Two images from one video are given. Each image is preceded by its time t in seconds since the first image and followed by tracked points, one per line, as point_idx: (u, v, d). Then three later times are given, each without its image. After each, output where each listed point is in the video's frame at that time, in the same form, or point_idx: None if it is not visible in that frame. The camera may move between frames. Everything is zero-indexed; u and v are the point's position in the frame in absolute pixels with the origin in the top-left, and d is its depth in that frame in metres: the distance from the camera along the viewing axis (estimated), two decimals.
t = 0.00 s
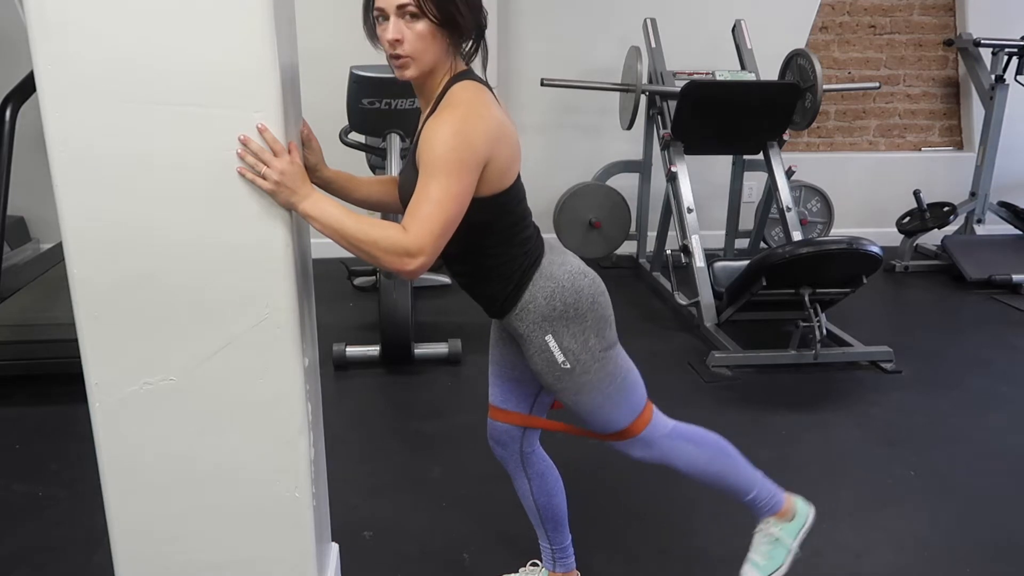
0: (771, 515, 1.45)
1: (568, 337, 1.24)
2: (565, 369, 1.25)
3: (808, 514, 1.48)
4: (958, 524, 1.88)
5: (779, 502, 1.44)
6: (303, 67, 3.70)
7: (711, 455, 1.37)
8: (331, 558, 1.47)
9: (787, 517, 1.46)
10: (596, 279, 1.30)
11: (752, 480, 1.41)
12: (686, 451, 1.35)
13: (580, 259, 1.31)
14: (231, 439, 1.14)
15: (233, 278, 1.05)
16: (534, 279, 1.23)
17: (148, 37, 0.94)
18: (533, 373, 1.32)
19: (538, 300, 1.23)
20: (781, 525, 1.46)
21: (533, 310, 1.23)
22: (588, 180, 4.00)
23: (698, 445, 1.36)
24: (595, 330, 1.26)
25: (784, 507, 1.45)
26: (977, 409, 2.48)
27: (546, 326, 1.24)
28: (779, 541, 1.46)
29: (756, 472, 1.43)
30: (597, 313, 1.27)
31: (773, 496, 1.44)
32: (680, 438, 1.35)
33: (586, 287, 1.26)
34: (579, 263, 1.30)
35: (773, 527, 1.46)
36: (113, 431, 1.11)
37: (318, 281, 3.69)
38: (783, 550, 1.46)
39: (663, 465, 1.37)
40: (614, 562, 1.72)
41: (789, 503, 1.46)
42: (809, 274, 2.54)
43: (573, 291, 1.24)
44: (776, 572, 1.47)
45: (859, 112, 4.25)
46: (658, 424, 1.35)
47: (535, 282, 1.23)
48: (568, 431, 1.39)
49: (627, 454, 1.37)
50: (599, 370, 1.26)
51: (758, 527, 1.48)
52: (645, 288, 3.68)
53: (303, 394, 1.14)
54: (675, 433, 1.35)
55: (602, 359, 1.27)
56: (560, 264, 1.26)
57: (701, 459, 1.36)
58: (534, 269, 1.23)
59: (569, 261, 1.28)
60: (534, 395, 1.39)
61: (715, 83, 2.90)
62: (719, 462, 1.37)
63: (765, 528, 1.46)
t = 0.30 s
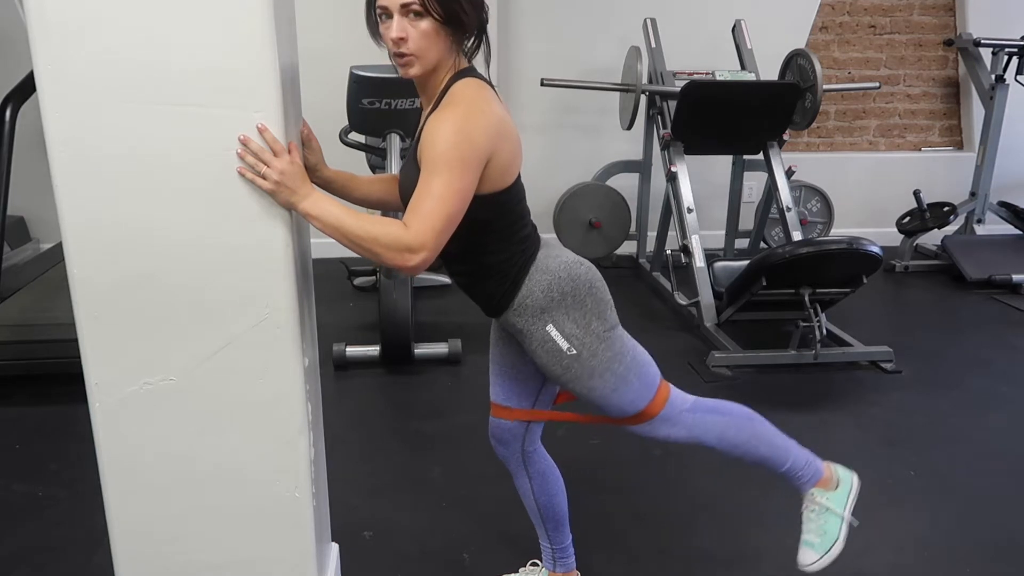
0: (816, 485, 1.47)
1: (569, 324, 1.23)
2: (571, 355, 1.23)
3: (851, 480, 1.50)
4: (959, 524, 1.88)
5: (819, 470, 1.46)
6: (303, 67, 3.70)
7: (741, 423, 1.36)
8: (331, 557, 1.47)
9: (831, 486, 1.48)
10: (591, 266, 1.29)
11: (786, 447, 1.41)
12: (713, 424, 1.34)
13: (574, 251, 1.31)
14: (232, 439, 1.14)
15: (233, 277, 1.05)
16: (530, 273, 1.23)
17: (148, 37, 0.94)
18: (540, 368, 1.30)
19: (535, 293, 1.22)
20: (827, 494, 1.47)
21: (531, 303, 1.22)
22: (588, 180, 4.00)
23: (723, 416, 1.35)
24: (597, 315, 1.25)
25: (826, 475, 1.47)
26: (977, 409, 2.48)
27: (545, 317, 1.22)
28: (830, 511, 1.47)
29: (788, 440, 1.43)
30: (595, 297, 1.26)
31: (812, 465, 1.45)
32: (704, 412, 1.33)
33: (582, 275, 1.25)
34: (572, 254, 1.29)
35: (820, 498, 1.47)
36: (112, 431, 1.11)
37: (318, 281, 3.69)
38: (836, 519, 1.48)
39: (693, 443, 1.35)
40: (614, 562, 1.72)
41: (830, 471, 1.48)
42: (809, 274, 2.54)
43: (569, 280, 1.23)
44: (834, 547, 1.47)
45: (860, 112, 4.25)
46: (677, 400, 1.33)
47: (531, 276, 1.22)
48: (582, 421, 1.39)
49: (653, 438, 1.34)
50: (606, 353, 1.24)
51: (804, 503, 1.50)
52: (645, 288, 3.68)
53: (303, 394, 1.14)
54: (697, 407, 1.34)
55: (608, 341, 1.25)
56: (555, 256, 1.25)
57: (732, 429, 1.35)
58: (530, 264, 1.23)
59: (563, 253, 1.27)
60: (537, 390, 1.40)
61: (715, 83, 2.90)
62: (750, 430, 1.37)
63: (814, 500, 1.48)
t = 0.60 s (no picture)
0: (724, 552, 1.46)
1: (557, 347, 1.25)
2: (548, 378, 1.26)
3: (760, 556, 1.48)
4: (959, 524, 1.88)
5: (734, 540, 1.45)
6: (303, 67, 3.70)
7: (674, 489, 1.37)
8: (331, 558, 1.47)
9: (738, 556, 1.47)
10: (596, 288, 1.30)
11: (710, 517, 1.41)
12: (648, 481, 1.35)
13: (585, 265, 1.31)
14: (231, 439, 1.14)
15: (233, 277, 1.05)
16: (532, 283, 1.23)
17: (148, 37, 0.94)
18: (522, 374, 1.33)
19: (533, 304, 1.23)
20: (730, 562, 1.46)
21: (528, 313, 1.23)
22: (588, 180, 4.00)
23: (663, 476, 1.36)
24: (586, 344, 1.26)
25: (738, 546, 1.46)
26: (977, 409, 2.48)
27: (538, 331, 1.24)
28: None
29: (717, 509, 1.43)
30: (591, 326, 1.27)
31: (730, 534, 1.44)
32: (646, 468, 1.35)
33: (584, 296, 1.26)
34: (582, 270, 1.29)
35: (722, 563, 1.47)
36: (112, 431, 1.11)
37: (318, 281, 3.69)
38: None
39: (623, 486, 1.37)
40: (612, 562, 1.73)
41: (744, 543, 1.47)
42: (809, 274, 2.54)
43: (569, 299, 1.25)
44: None
45: (860, 112, 4.25)
46: (630, 448, 1.35)
47: (533, 285, 1.23)
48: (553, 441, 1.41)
49: (592, 470, 1.38)
50: (582, 386, 1.27)
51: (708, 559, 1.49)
52: (645, 288, 3.68)
53: (303, 394, 1.14)
54: (642, 461, 1.35)
55: (588, 375, 1.27)
56: (561, 269, 1.26)
57: (663, 489, 1.36)
58: (531, 271, 1.23)
59: (572, 267, 1.28)
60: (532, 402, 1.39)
61: (715, 83, 2.90)
62: (679, 497, 1.37)
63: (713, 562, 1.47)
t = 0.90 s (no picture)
0: (701, 558, 1.49)
1: (557, 353, 1.25)
2: (545, 382, 1.27)
3: (737, 563, 1.51)
4: (959, 524, 1.88)
5: (711, 548, 1.48)
6: (303, 67, 3.70)
7: (653, 500, 1.39)
8: (330, 558, 1.47)
9: (715, 563, 1.50)
10: (598, 295, 1.30)
11: (687, 527, 1.44)
12: (629, 492, 1.37)
13: (589, 272, 1.31)
14: (231, 439, 1.14)
15: (233, 278, 1.05)
16: (535, 286, 1.23)
17: (148, 37, 0.94)
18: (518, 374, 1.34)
19: (536, 307, 1.23)
20: (708, 568, 1.50)
21: (530, 317, 1.24)
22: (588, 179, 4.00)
23: (643, 487, 1.38)
24: (585, 352, 1.27)
25: (716, 553, 1.49)
26: (977, 409, 2.48)
27: (539, 335, 1.24)
28: None
29: (695, 518, 1.45)
30: (592, 336, 1.27)
31: (706, 542, 1.47)
32: (627, 478, 1.37)
33: (586, 303, 1.26)
34: (586, 276, 1.29)
35: (699, 569, 1.50)
36: (112, 431, 1.11)
37: (318, 281, 3.69)
38: None
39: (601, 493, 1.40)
40: (612, 561, 1.73)
41: (721, 552, 1.50)
42: (809, 275, 2.54)
43: (572, 305, 1.25)
44: None
45: (860, 112, 4.25)
46: (614, 458, 1.36)
47: (536, 288, 1.23)
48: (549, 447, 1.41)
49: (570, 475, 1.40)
50: (576, 393, 1.28)
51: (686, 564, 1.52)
52: (645, 288, 3.68)
53: (303, 395, 1.14)
54: (624, 472, 1.37)
55: (583, 383, 1.28)
56: (565, 274, 1.26)
57: (642, 500, 1.38)
58: (534, 273, 1.23)
59: (576, 273, 1.28)
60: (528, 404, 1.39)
61: (715, 83, 2.90)
62: (658, 507, 1.39)
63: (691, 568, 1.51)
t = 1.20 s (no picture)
0: (787, 509, 1.44)
1: (567, 337, 1.24)
2: (565, 369, 1.25)
3: (823, 506, 1.47)
4: (958, 524, 1.88)
5: (792, 496, 1.43)
6: (303, 67, 3.70)
7: (720, 452, 1.36)
8: (330, 558, 1.47)
9: (803, 510, 1.45)
10: (595, 277, 1.30)
11: (762, 477, 1.40)
12: (692, 449, 1.35)
13: (581, 259, 1.31)
14: (231, 439, 1.14)
15: (233, 278, 1.05)
16: (532, 281, 1.23)
17: (148, 38, 0.94)
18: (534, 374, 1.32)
19: (536, 301, 1.23)
20: (798, 518, 1.45)
21: (530, 311, 1.23)
22: (588, 179, 4.00)
23: (703, 441, 1.36)
24: (595, 331, 1.26)
25: (800, 499, 1.44)
26: (977, 409, 2.48)
27: (545, 327, 1.24)
28: (797, 535, 1.45)
29: (765, 466, 1.41)
30: (596, 314, 1.27)
31: (784, 490, 1.42)
32: (685, 437, 1.35)
33: (585, 287, 1.26)
34: (579, 263, 1.30)
35: (790, 522, 1.45)
36: (112, 430, 1.11)
37: (318, 281, 3.69)
38: (801, 544, 1.46)
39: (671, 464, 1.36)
40: (613, 561, 1.73)
41: (803, 497, 1.45)
42: (809, 274, 2.54)
43: (571, 292, 1.24)
44: (797, 566, 1.47)
45: (859, 112, 4.25)
46: (662, 423, 1.34)
47: (534, 283, 1.23)
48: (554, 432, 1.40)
49: (632, 455, 1.37)
50: (600, 370, 1.26)
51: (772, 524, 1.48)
52: (645, 288, 3.68)
53: (303, 395, 1.14)
54: (680, 432, 1.35)
55: (602, 360, 1.27)
56: (560, 265, 1.26)
57: (709, 455, 1.35)
58: (532, 270, 1.23)
59: (568, 261, 1.28)
60: (535, 396, 1.39)
61: (715, 83, 2.90)
62: (727, 459, 1.37)
63: (782, 523, 1.46)
